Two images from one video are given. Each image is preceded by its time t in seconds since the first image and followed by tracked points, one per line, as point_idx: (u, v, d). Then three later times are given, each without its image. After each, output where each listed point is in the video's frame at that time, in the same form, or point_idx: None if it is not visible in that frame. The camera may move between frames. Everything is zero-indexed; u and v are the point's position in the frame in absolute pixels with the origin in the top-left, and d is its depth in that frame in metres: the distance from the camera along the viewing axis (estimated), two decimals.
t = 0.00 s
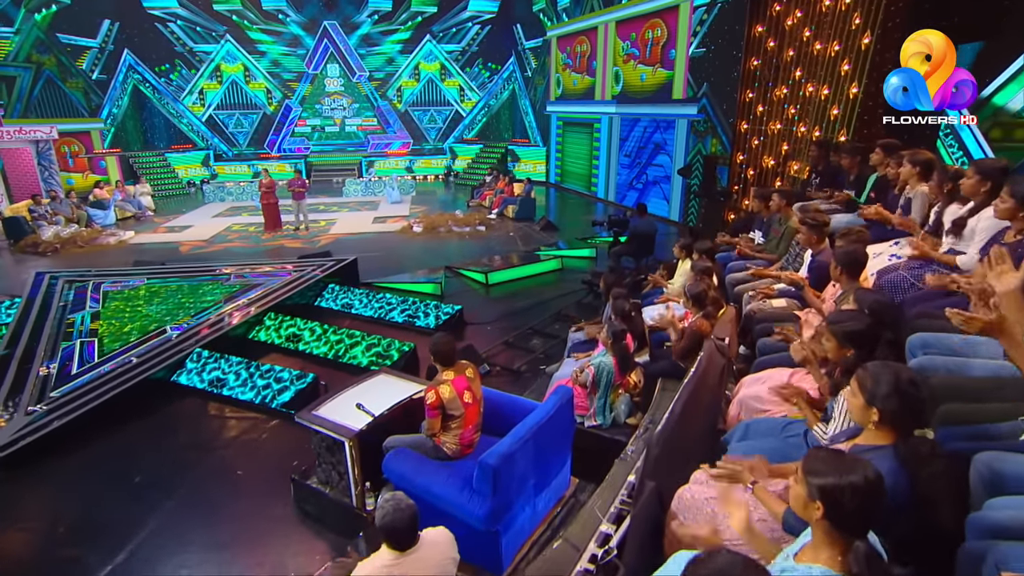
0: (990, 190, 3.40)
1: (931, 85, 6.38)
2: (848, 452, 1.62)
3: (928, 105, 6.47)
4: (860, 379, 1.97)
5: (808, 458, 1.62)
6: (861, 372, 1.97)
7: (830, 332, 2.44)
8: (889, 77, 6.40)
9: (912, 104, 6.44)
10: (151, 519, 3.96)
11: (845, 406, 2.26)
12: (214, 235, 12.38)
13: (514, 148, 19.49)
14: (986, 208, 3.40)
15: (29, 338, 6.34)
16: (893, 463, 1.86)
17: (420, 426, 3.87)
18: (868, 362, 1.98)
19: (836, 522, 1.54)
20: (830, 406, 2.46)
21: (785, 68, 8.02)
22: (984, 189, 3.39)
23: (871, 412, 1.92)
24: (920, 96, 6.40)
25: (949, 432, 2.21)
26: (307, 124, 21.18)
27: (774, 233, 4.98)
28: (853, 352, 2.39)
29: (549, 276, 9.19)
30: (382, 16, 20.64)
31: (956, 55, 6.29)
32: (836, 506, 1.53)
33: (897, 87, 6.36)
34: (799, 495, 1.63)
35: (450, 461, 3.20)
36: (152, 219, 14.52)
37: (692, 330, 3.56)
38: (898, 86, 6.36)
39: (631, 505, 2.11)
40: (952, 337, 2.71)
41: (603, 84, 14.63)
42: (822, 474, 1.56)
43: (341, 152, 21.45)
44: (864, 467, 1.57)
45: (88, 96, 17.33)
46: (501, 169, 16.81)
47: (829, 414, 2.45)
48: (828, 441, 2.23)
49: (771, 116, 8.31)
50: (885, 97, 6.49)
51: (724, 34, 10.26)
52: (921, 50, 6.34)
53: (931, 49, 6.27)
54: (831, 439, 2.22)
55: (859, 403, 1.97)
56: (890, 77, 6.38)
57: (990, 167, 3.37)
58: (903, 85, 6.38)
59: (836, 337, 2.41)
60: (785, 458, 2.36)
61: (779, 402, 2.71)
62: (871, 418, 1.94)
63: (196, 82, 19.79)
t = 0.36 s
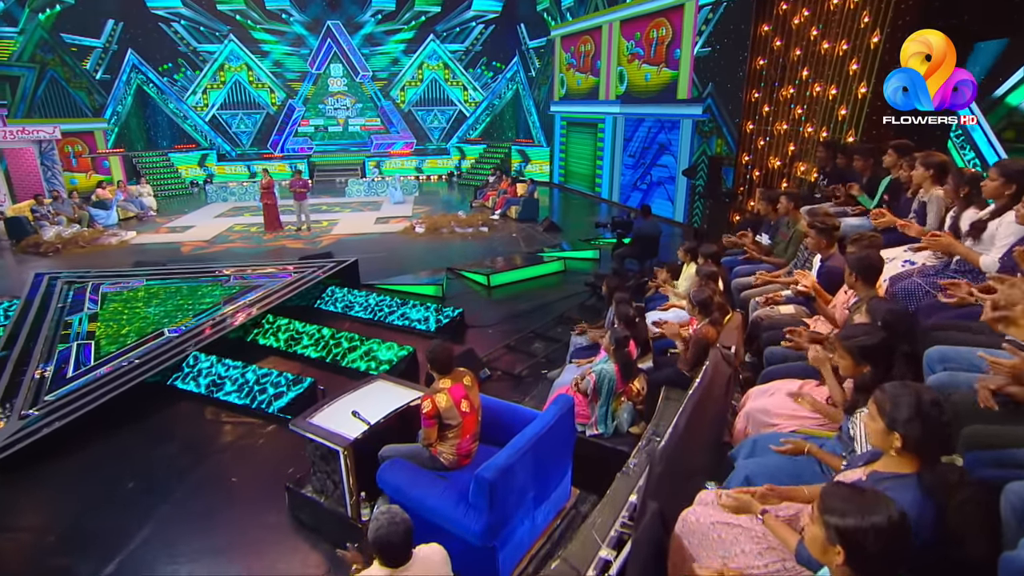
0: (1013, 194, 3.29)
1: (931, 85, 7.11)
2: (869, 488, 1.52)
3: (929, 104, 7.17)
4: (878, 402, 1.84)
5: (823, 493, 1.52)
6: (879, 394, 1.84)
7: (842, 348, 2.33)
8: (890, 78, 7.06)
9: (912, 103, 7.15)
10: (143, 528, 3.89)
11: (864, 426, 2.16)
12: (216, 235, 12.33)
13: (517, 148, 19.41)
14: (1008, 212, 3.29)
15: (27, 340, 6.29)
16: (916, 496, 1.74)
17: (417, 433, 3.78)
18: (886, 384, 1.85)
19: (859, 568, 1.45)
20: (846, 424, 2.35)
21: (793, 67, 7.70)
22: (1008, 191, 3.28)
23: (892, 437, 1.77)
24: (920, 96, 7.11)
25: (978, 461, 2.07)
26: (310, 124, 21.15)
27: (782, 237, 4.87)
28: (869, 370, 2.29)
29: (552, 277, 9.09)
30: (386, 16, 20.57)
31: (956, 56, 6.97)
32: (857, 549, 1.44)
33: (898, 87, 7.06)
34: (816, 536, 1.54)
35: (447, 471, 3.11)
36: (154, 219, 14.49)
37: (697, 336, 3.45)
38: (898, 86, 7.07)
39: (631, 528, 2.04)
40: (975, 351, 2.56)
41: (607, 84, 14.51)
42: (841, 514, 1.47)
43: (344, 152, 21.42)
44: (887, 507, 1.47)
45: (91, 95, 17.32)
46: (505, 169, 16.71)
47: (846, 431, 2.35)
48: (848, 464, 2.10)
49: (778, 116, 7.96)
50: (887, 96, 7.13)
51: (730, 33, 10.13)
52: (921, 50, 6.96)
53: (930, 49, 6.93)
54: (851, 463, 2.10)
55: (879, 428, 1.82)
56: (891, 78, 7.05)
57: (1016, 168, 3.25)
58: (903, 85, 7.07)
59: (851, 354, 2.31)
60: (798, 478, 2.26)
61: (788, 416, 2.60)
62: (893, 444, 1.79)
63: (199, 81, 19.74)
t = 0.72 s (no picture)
0: None
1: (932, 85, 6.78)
2: (915, 542, 1.42)
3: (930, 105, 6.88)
4: (907, 428, 1.68)
5: (868, 543, 1.42)
6: (908, 420, 1.68)
7: (866, 364, 2.19)
8: (890, 78, 6.78)
9: (913, 103, 6.87)
10: (138, 535, 3.82)
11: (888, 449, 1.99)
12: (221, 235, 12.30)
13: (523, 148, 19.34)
14: None
15: (29, 341, 6.26)
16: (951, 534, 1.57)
17: (417, 441, 3.68)
18: (916, 409, 1.69)
19: None
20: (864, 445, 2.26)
21: (803, 67, 7.66)
22: None
23: (923, 468, 1.62)
24: (921, 96, 6.82)
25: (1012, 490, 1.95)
26: (317, 124, 21.16)
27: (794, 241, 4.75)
28: (893, 389, 2.14)
29: (557, 280, 8.98)
30: (393, 16, 20.53)
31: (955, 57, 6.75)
32: None
33: (898, 87, 6.77)
34: None
35: (448, 482, 3.02)
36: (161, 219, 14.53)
37: (705, 344, 3.34)
38: (899, 86, 6.78)
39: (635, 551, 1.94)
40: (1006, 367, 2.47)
41: (615, 84, 14.39)
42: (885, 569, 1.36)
43: (351, 152, 21.41)
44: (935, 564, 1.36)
45: (100, 96, 17.39)
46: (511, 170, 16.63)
47: (864, 452, 2.25)
48: (869, 492, 1.97)
49: (788, 118, 8.00)
50: (886, 97, 6.85)
51: (739, 32, 9.99)
52: (922, 50, 6.71)
53: (930, 49, 6.71)
54: (872, 489, 1.96)
55: (908, 457, 1.67)
56: (890, 78, 6.77)
57: None
58: (904, 85, 6.78)
59: (874, 369, 2.17)
60: (815, 505, 2.15)
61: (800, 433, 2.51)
62: (923, 475, 1.63)
63: (207, 81, 19.79)
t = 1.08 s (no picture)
0: None
1: (932, 84, 6.23)
2: None
3: (929, 106, 6.31)
4: (942, 460, 1.55)
5: None
6: (944, 453, 1.55)
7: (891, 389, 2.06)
8: (889, 78, 6.47)
9: (912, 105, 6.41)
10: (134, 542, 3.77)
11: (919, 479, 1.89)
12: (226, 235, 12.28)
13: (530, 148, 19.22)
14: None
15: (31, 342, 6.23)
16: None
17: (417, 450, 3.60)
18: (954, 440, 1.55)
19: None
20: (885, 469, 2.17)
21: (815, 67, 7.59)
22: None
23: (962, 507, 1.50)
24: (921, 96, 6.31)
25: None
26: (323, 124, 21.16)
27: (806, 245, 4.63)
28: (920, 418, 2.07)
29: (564, 282, 8.88)
30: (400, 15, 20.49)
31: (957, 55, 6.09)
32: None
33: (897, 88, 6.39)
34: None
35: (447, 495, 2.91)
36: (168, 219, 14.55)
37: (714, 353, 3.21)
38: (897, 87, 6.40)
39: None
40: None
41: (622, 84, 14.26)
42: None
43: (357, 152, 21.40)
44: None
45: (109, 95, 17.46)
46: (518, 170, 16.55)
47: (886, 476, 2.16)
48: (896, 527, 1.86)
49: (799, 118, 7.91)
50: (886, 97, 6.55)
51: (749, 31, 9.84)
52: (921, 50, 6.20)
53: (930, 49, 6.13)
54: (899, 523, 1.86)
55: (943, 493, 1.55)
56: (889, 79, 6.45)
57: None
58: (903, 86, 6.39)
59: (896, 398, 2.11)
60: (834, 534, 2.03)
61: (816, 452, 2.45)
62: (960, 514, 1.52)
63: (215, 81, 19.84)
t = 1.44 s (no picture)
0: None
1: (932, 85, 5.89)
2: None
3: (929, 106, 6.02)
4: (984, 506, 1.52)
5: None
6: (986, 494, 1.52)
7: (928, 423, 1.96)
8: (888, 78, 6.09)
9: (912, 105, 6.09)
10: (129, 549, 3.71)
11: (954, 522, 1.84)
12: (232, 235, 12.27)
13: (537, 148, 19.10)
14: None
15: (32, 343, 6.20)
16: None
17: (416, 459, 3.50)
18: (996, 481, 1.52)
19: None
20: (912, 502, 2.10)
21: (827, 66, 7.43)
22: None
23: (1007, 558, 1.45)
24: (921, 96, 5.98)
25: None
26: (330, 124, 21.15)
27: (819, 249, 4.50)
28: (949, 449, 2.00)
29: (571, 284, 8.77)
30: (406, 15, 20.42)
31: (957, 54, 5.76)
32: None
33: (896, 88, 6.03)
34: None
35: (446, 509, 2.81)
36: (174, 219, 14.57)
37: (723, 362, 3.10)
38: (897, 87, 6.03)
39: None
40: None
41: (630, 84, 14.12)
42: None
43: (364, 152, 21.37)
44: None
45: (117, 96, 17.52)
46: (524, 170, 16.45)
47: (914, 508, 2.10)
48: (930, 567, 1.83)
49: (810, 118, 7.75)
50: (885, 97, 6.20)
51: (760, 31, 9.68)
52: (921, 50, 5.84)
53: (930, 49, 5.76)
54: (933, 564, 1.81)
55: (986, 543, 1.51)
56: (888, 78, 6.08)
57: None
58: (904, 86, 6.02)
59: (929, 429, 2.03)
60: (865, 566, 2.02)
61: (832, 471, 2.41)
62: (1004, 565, 1.48)
63: (222, 80, 19.87)
